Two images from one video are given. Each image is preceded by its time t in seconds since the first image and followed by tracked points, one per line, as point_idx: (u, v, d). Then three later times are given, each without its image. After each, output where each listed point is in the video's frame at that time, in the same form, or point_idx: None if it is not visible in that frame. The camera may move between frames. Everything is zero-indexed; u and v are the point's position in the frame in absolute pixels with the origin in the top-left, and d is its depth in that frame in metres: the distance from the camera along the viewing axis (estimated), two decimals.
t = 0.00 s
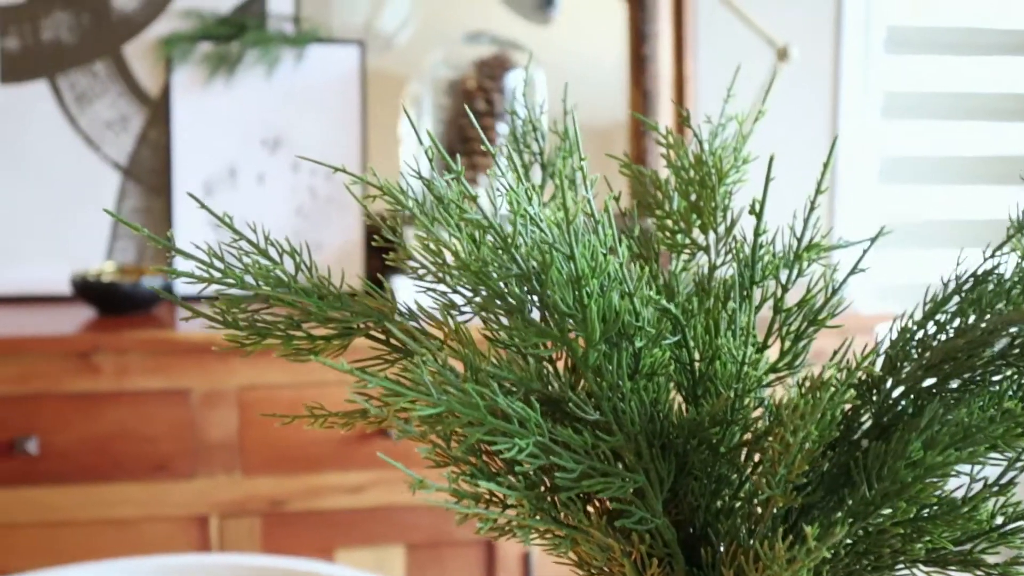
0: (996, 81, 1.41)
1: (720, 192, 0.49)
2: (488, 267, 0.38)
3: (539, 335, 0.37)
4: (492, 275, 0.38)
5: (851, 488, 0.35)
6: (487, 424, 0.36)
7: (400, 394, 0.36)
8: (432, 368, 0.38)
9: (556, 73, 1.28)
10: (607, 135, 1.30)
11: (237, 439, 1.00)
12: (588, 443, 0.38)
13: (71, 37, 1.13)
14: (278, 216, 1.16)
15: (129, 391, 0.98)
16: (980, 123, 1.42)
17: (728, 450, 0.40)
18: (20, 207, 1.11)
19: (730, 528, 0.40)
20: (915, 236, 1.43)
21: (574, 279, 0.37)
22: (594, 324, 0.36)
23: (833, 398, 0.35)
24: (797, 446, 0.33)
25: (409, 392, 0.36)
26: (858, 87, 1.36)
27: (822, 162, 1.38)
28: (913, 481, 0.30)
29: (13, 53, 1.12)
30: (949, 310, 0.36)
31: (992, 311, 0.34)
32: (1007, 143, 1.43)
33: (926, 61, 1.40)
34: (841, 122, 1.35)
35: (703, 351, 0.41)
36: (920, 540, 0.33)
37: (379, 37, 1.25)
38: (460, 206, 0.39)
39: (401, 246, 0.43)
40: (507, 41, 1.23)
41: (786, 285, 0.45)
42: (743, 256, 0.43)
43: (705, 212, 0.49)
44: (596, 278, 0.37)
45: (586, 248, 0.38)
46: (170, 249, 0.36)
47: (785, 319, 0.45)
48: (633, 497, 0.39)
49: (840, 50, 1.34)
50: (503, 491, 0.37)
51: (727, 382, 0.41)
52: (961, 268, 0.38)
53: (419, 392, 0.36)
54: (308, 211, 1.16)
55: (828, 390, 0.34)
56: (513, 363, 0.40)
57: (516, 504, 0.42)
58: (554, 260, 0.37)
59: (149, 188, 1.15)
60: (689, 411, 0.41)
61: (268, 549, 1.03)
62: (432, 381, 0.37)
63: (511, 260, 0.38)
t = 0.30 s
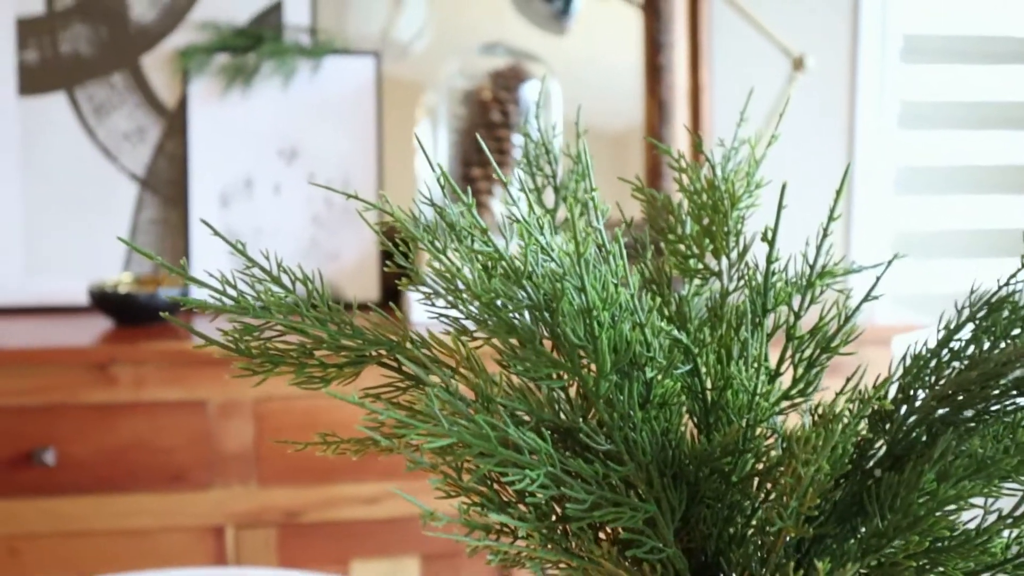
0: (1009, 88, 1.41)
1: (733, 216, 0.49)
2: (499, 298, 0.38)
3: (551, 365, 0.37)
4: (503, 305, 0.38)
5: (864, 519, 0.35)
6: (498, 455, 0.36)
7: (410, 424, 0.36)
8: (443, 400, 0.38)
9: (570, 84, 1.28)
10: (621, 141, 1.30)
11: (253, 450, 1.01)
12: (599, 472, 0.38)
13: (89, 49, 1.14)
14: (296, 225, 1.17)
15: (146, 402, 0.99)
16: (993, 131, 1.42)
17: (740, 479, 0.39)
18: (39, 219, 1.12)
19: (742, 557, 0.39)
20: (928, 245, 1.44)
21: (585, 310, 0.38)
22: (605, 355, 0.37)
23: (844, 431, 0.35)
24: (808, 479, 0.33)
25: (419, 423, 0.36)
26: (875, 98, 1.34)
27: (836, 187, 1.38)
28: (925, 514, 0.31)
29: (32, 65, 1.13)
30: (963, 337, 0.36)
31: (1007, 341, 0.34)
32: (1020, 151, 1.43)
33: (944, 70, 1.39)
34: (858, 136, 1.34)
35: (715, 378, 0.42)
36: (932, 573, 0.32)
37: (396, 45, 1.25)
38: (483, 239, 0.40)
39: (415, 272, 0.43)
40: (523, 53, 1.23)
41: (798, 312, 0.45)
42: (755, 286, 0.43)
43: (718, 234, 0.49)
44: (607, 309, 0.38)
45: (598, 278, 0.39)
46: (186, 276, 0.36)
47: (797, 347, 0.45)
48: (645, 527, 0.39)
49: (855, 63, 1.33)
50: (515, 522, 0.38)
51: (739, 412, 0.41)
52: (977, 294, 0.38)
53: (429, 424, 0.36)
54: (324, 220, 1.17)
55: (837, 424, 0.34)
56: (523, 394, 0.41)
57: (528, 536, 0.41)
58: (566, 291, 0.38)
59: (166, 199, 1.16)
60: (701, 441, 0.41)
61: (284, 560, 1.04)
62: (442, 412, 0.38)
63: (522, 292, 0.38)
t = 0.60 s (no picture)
0: None
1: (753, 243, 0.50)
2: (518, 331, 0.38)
3: (572, 400, 0.38)
4: (523, 339, 0.38)
5: (886, 551, 0.36)
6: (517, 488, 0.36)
7: (430, 456, 0.36)
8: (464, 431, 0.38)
9: (588, 95, 1.29)
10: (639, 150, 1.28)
11: (273, 462, 1.02)
12: (619, 504, 0.38)
13: (111, 62, 1.15)
14: (315, 236, 1.17)
15: (167, 414, 1.00)
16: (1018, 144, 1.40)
17: (761, 510, 0.40)
18: (61, 231, 1.13)
19: None
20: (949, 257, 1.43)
21: (606, 343, 0.37)
22: (626, 388, 0.37)
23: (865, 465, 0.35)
24: (829, 513, 0.33)
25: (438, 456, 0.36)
26: (894, 108, 1.36)
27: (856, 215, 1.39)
28: (950, 549, 0.30)
29: (55, 78, 1.14)
30: (986, 367, 0.36)
31: None
32: None
33: (966, 81, 1.38)
34: (877, 145, 1.35)
35: (737, 410, 0.42)
36: None
37: (415, 56, 1.27)
38: (507, 273, 0.39)
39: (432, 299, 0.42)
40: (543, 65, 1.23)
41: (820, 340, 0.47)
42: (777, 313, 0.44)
43: (738, 260, 0.50)
44: (627, 342, 0.38)
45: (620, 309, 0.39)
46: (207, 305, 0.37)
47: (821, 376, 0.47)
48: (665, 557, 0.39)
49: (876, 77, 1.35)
50: (534, 555, 0.37)
51: (760, 443, 0.42)
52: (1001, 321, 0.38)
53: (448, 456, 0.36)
54: (343, 232, 1.17)
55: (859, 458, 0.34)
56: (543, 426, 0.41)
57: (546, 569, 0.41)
58: (586, 323, 0.37)
59: (186, 211, 1.17)
60: (722, 471, 0.41)
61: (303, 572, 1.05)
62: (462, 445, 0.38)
63: (540, 323, 0.38)
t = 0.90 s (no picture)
0: None
1: (772, 275, 0.49)
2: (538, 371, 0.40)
3: (590, 438, 0.40)
4: (542, 379, 0.40)
5: None
6: (535, 526, 0.37)
7: (447, 496, 0.37)
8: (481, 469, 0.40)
9: (607, 105, 1.28)
10: (660, 158, 1.28)
11: (291, 474, 1.03)
12: (638, 542, 0.40)
13: (132, 76, 1.16)
14: (335, 248, 1.17)
15: (186, 427, 1.01)
16: None
17: (780, 547, 0.42)
18: (82, 243, 1.14)
19: None
20: (971, 269, 1.42)
21: (624, 381, 0.40)
22: (643, 427, 0.39)
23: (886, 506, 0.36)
24: (849, 558, 0.34)
25: (458, 496, 0.37)
26: (914, 123, 1.39)
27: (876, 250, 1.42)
28: None
29: (76, 92, 1.14)
30: (1007, 403, 0.38)
31: None
32: None
33: (986, 91, 1.39)
34: (897, 156, 1.39)
35: (755, 446, 0.45)
36: None
37: (435, 65, 1.28)
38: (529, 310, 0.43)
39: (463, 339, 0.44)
40: (561, 78, 1.23)
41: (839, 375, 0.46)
42: (795, 349, 0.45)
43: (757, 290, 0.49)
44: (646, 382, 0.40)
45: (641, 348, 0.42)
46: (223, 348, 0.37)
47: (839, 411, 0.46)
48: None
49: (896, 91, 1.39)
50: None
51: (779, 480, 0.44)
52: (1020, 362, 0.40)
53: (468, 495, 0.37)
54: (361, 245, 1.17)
55: (875, 500, 0.36)
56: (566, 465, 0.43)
57: None
58: (605, 360, 0.40)
59: (206, 224, 1.18)
60: (740, 507, 0.44)
61: None
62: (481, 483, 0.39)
63: (559, 362, 0.41)
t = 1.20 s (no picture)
0: None
1: (788, 305, 0.48)
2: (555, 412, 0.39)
3: (604, 475, 0.39)
4: (557, 417, 0.39)
5: None
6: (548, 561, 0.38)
7: (462, 532, 0.38)
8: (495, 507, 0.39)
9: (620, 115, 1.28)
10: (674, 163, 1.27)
11: (306, 487, 1.03)
12: None
13: (151, 89, 1.17)
14: (351, 261, 1.18)
15: (203, 440, 1.02)
16: None
17: None
18: (101, 256, 1.16)
19: None
20: (985, 279, 1.43)
21: (638, 421, 0.39)
22: (658, 466, 0.38)
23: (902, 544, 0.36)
24: None
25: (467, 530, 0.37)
26: (929, 134, 1.37)
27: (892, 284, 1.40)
28: None
29: (96, 106, 1.15)
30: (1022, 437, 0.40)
31: None
32: None
33: (999, 103, 1.40)
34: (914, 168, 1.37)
35: (770, 481, 0.44)
36: None
37: (451, 75, 1.27)
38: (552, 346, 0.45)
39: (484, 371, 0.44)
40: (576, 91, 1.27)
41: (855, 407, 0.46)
42: (810, 384, 0.46)
43: (772, 320, 0.48)
44: (659, 420, 0.39)
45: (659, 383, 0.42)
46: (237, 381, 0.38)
47: (855, 444, 0.46)
48: None
49: (914, 101, 1.37)
50: None
51: (794, 515, 0.43)
52: None
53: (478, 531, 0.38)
54: (378, 258, 1.18)
55: (891, 538, 0.36)
56: (579, 499, 0.43)
57: None
58: (617, 401, 0.39)
59: (223, 237, 1.18)
60: (754, 541, 0.44)
61: None
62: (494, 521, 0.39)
63: (575, 400, 0.40)
